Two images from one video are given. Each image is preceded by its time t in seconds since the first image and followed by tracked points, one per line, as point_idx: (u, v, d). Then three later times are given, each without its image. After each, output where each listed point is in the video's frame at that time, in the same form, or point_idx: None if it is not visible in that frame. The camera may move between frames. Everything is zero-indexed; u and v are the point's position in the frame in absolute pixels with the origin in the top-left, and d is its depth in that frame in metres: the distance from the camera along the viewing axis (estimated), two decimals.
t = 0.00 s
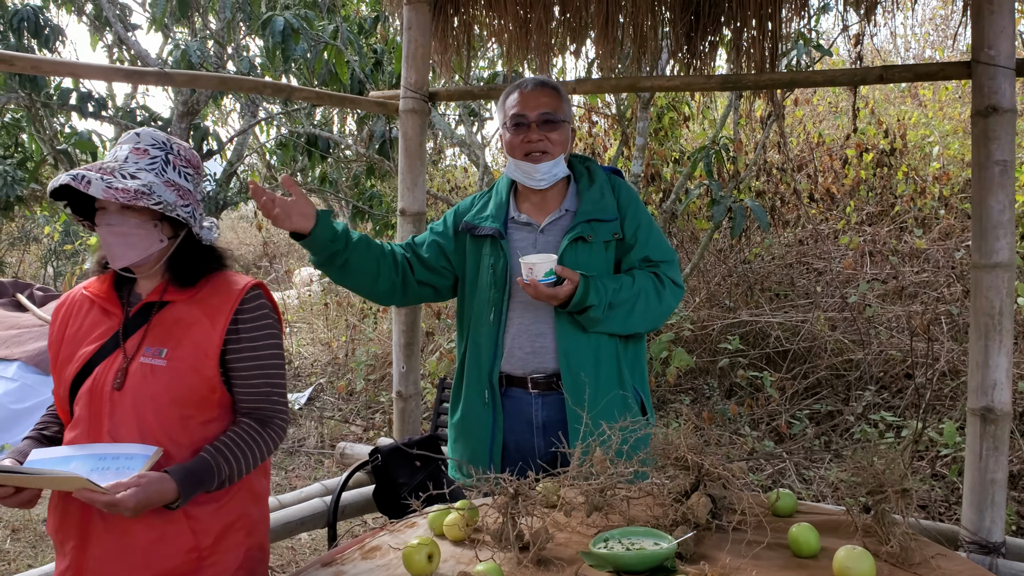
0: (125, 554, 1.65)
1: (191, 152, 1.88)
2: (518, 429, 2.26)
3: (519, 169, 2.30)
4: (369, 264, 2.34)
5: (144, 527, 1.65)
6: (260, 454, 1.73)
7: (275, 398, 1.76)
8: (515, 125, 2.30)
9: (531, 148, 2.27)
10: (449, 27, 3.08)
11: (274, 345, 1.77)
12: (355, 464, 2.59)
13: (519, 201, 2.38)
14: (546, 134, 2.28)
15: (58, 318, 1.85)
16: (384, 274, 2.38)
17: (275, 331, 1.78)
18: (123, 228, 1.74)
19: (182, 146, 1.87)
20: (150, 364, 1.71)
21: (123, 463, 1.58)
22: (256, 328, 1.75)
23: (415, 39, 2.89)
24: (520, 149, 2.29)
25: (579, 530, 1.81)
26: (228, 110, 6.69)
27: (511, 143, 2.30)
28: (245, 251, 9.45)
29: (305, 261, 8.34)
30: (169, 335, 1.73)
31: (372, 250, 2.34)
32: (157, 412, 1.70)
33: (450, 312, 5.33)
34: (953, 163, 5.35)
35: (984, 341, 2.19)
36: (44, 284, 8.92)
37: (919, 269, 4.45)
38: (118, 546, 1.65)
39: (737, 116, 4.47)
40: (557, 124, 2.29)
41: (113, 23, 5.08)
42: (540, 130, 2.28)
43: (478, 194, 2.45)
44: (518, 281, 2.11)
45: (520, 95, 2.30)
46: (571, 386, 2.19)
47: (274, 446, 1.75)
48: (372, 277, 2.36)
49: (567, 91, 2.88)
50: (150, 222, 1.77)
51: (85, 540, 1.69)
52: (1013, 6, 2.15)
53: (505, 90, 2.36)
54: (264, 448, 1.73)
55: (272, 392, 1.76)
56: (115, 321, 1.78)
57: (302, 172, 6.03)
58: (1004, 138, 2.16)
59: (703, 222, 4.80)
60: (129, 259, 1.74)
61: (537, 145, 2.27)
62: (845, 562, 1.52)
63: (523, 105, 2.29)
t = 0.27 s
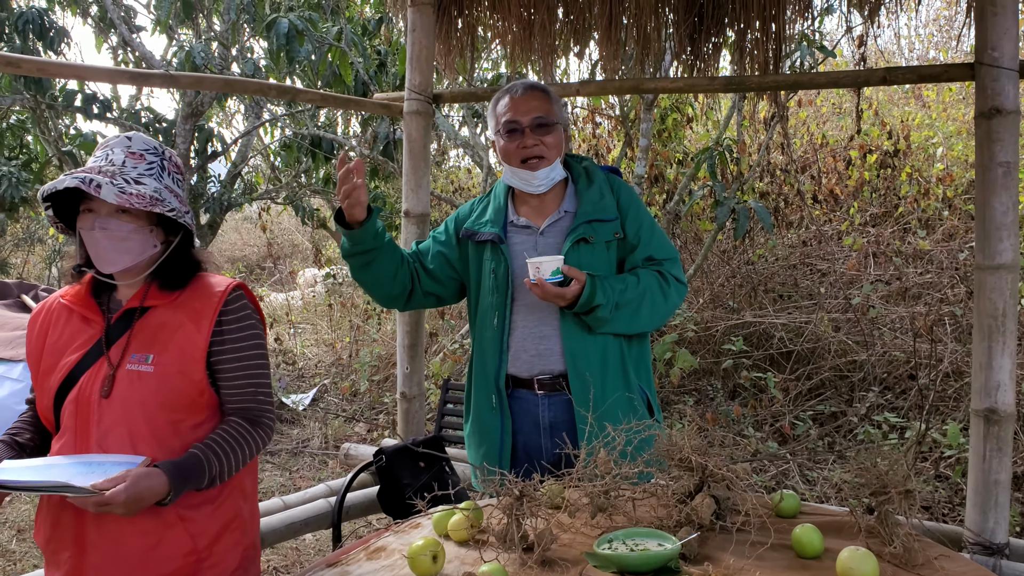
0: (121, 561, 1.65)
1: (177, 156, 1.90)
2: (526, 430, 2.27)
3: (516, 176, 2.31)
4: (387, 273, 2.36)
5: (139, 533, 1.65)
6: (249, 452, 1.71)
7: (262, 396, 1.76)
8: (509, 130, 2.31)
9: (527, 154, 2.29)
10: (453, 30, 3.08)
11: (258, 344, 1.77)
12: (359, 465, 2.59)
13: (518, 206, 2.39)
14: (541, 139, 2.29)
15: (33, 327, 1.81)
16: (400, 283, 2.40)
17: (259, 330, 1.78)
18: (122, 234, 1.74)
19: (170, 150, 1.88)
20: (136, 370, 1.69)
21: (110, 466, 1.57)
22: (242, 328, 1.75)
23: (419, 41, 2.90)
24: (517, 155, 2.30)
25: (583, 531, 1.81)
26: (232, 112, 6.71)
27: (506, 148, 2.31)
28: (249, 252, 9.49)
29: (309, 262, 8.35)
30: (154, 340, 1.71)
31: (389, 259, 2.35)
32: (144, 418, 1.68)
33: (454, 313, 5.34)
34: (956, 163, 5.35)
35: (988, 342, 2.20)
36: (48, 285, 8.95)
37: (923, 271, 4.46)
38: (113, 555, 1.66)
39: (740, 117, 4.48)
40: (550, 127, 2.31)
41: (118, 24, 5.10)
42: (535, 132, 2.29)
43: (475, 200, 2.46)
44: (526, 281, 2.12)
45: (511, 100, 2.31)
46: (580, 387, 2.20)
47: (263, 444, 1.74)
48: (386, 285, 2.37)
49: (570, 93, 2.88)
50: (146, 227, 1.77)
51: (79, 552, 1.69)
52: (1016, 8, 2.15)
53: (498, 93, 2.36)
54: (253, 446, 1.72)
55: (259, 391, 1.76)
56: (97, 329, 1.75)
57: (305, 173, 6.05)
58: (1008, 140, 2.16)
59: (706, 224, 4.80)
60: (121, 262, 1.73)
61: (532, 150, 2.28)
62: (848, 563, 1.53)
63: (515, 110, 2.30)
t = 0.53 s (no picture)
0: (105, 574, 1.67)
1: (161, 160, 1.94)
2: (533, 432, 2.28)
3: (516, 167, 2.30)
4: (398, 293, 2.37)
5: (123, 548, 1.66)
6: (243, 458, 1.73)
7: (251, 402, 1.77)
8: (511, 125, 2.32)
9: (526, 145, 2.30)
10: (458, 31, 3.09)
11: (245, 348, 1.78)
12: (364, 466, 2.60)
13: (524, 207, 2.39)
14: (541, 131, 2.31)
15: (18, 336, 1.83)
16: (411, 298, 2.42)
17: (246, 335, 1.80)
18: (108, 235, 1.75)
19: (154, 155, 1.91)
20: (118, 379, 1.70)
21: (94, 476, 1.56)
22: (229, 334, 1.76)
23: (423, 43, 2.91)
24: (517, 147, 2.31)
25: (589, 532, 1.82)
26: (237, 113, 6.74)
27: (509, 142, 2.32)
28: (254, 254, 9.51)
29: (314, 264, 8.38)
30: (135, 348, 1.72)
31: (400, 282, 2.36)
32: (125, 428, 1.69)
33: (459, 314, 5.34)
34: (961, 164, 5.28)
35: (992, 343, 2.20)
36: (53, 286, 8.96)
37: (927, 271, 4.47)
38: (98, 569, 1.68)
39: (744, 118, 4.48)
40: (552, 122, 2.32)
41: (123, 26, 5.12)
42: (535, 127, 2.31)
43: (479, 201, 2.46)
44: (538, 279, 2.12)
45: (518, 95, 2.33)
46: (592, 388, 2.21)
47: (255, 451, 1.76)
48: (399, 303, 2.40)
49: (575, 94, 2.89)
50: (132, 229, 1.78)
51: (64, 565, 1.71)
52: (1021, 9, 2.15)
53: (504, 92, 2.39)
54: (246, 451, 1.74)
55: (248, 396, 1.77)
56: (79, 337, 1.77)
57: (310, 175, 6.06)
58: (1012, 141, 2.16)
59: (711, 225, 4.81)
60: (106, 265, 1.74)
61: (532, 142, 2.29)
62: (853, 563, 1.53)
63: (520, 104, 2.32)
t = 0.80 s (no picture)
0: None
1: (156, 165, 1.82)
2: (538, 433, 2.28)
3: (521, 168, 2.30)
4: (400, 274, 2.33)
5: None
6: (223, 486, 1.66)
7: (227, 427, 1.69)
8: (521, 125, 2.33)
9: (533, 147, 2.30)
10: (462, 33, 3.10)
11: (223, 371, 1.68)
12: (369, 467, 2.60)
13: (530, 207, 2.39)
14: (546, 135, 2.30)
15: None
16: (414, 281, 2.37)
17: (223, 355, 1.70)
18: (85, 241, 1.64)
19: (149, 158, 1.80)
20: (75, 398, 1.60)
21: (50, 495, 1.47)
22: (204, 356, 1.65)
23: (428, 45, 2.91)
24: (523, 149, 2.31)
25: (593, 533, 1.82)
26: (242, 115, 6.76)
27: (517, 142, 2.32)
28: (259, 255, 9.54)
29: (318, 265, 8.40)
30: (96, 367, 1.61)
31: (403, 255, 2.33)
32: (83, 451, 1.59)
33: (463, 315, 5.35)
34: (965, 165, 5.37)
35: (997, 344, 2.19)
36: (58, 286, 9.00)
37: (932, 272, 4.46)
38: None
39: (748, 119, 4.48)
40: (558, 125, 2.32)
41: (128, 28, 5.14)
42: (542, 130, 2.31)
43: (485, 201, 2.46)
44: (553, 276, 2.13)
45: (528, 97, 2.33)
46: (600, 389, 2.22)
47: (235, 478, 1.68)
48: (401, 284, 2.35)
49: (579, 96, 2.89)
50: (113, 236, 1.68)
51: None
52: None
53: (515, 93, 2.39)
54: (224, 479, 1.66)
55: (227, 421, 1.69)
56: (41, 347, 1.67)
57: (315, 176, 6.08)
58: (1017, 142, 2.16)
59: (715, 226, 4.80)
60: (82, 270, 1.64)
61: (537, 144, 2.29)
62: (857, 564, 1.53)
63: (528, 106, 2.32)
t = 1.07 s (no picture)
0: None
1: (119, 159, 1.72)
2: (543, 434, 2.29)
3: (539, 177, 2.33)
4: (402, 273, 2.36)
5: None
6: (182, 506, 1.59)
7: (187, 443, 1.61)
8: (536, 132, 2.32)
9: (553, 156, 2.30)
10: (466, 34, 3.10)
11: (184, 382, 1.61)
12: (373, 468, 2.61)
13: (536, 209, 2.40)
14: (567, 143, 2.31)
15: None
16: (416, 276, 2.40)
17: (187, 367, 1.62)
18: (29, 238, 1.54)
19: (110, 153, 1.70)
20: (32, 410, 1.56)
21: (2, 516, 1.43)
22: (165, 368, 1.58)
23: (432, 46, 2.92)
24: (543, 157, 2.31)
25: (597, 534, 1.82)
26: (247, 116, 6.78)
27: (533, 150, 2.32)
28: (263, 256, 9.57)
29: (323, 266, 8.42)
30: (52, 378, 1.56)
31: (409, 257, 2.36)
32: (40, 465, 1.55)
33: (467, 316, 5.36)
34: (970, 167, 5.33)
35: (1001, 346, 2.19)
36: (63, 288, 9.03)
37: (936, 274, 4.46)
38: None
39: (752, 120, 4.48)
40: (576, 132, 2.33)
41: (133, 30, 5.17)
42: (562, 138, 2.31)
43: (491, 201, 2.46)
44: (569, 278, 2.14)
45: (537, 103, 2.31)
46: (607, 389, 2.22)
47: (196, 498, 1.60)
48: (402, 281, 2.38)
49: (583, 97, 2.90)
50: (60, 233, 1.58)
51: None
52: None
53: (520, 97, 2.38)
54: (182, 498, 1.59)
55: (189, 436, 1.61)
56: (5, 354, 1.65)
57: (319, 177, 6.10)
58: (1021, 143, 2.16)
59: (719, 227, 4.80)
60: (25, 272, 1.54)
61: (559, 153, 2.30)
62: (861, 564, 1.53)
63: (541, 113, 2.32)
